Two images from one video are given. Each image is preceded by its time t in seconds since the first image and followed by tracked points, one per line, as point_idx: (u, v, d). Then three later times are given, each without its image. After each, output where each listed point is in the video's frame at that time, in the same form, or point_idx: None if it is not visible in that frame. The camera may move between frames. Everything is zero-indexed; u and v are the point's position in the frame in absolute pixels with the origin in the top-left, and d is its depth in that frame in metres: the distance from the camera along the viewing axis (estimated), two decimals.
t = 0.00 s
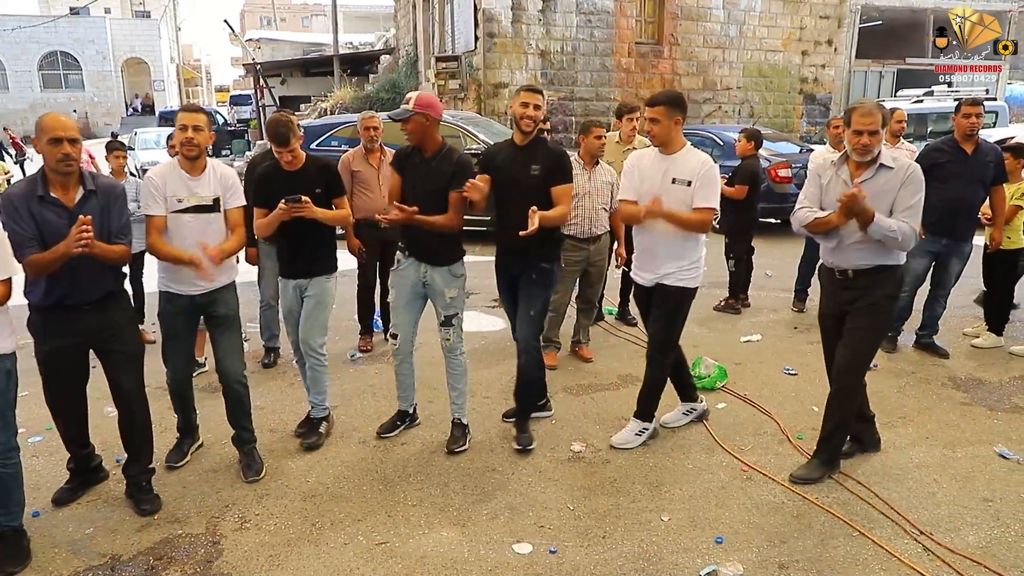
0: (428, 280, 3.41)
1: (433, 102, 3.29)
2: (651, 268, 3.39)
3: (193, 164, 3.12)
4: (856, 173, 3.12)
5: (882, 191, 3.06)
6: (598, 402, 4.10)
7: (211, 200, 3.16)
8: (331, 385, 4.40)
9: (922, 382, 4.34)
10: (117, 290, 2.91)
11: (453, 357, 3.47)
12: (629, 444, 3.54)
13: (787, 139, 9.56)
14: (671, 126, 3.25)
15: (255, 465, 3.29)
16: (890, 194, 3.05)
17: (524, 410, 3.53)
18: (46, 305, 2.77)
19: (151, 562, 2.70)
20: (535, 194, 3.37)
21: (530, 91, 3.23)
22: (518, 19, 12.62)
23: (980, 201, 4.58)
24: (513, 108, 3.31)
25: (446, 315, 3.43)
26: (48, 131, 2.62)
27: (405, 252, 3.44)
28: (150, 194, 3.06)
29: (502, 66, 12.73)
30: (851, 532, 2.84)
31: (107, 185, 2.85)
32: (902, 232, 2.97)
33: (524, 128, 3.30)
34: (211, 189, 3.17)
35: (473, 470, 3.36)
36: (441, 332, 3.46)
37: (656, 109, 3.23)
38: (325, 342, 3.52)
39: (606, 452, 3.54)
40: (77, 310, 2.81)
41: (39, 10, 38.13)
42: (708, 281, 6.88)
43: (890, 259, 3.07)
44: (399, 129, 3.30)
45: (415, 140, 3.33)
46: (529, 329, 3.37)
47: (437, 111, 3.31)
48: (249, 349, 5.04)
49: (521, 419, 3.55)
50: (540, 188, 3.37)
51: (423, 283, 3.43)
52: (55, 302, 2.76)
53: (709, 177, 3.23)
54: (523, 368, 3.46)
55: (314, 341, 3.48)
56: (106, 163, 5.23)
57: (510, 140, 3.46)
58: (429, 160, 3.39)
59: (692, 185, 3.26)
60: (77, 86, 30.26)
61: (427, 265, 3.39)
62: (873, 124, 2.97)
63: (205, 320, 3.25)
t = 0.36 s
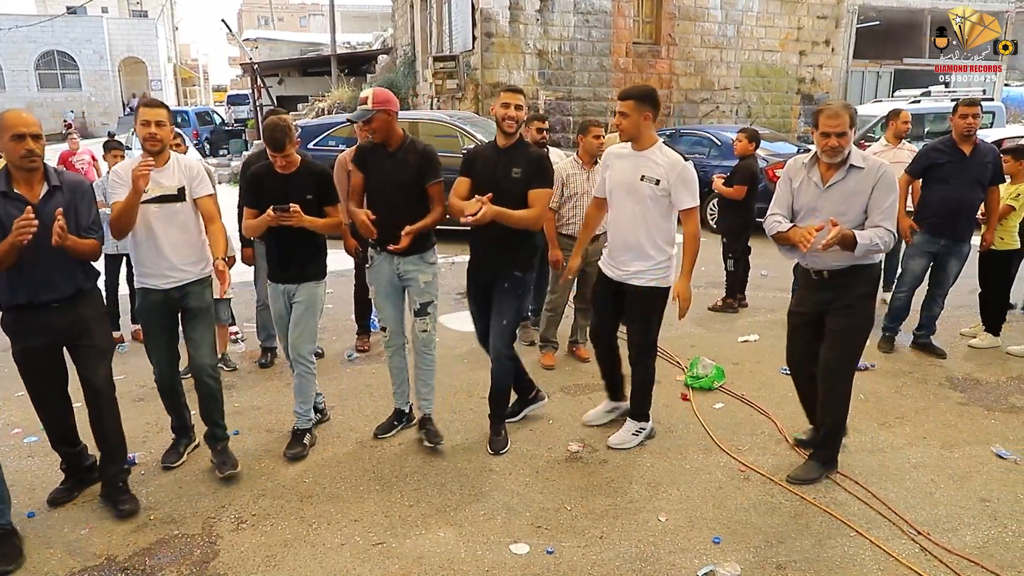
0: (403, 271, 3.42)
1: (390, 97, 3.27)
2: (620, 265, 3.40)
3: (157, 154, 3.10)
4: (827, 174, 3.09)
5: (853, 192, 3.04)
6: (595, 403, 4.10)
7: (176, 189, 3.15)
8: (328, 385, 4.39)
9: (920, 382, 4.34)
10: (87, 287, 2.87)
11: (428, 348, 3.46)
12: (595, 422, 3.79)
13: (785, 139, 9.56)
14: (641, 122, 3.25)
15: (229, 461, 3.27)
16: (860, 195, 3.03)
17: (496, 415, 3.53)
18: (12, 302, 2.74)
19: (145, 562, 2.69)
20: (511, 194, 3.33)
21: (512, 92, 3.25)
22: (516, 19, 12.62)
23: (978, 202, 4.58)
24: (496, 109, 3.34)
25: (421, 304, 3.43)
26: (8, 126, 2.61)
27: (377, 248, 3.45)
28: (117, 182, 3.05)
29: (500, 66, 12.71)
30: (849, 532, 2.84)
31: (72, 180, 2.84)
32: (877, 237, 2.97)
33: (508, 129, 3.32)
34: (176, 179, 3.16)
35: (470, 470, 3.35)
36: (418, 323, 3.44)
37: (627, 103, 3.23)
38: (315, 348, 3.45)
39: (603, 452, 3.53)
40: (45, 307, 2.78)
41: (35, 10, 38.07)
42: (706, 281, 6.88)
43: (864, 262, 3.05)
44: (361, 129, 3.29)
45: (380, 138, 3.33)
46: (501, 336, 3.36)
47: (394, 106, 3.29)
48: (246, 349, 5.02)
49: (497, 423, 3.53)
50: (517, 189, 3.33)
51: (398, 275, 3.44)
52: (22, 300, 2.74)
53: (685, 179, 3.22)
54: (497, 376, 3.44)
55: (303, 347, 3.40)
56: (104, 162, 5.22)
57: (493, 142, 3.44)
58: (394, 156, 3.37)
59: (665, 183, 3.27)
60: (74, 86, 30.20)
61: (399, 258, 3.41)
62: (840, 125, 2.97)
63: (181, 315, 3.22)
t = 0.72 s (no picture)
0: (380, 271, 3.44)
1: (367, 102, 3.28)
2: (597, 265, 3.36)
3: (154, 160, 3.06)
4: (805, 169, 3.18)
5: (828, 184, 3.11)
6: (594, 403, 4.09)
7: (172, 196, 3.12)
8: (327, 385, 4.38)
9: (918, 382, 4.34)
10: (70, 294, 2.84)
11: (384, 350, 3.43)
12: (544, 418, 3.84)
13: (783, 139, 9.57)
14: (612, 120, 3.27)
15: (203, 469, 3.23)
16: (837, 187, 3.10)
17: (495, 415, 3.51)
18: None
19: (144, 563, 2.69)
20: (495, 194, 3.34)
21: (485, 89, 3.21)
22: (514, 19, 12.61)
23: (978, 201, 4.58)
24: (471, 108, 3.29)
25: (388, 303, 3.41)
26: None
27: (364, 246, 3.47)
28: (114, 190, 3.01)
29: (498, 66, 12.70)
30: (849, 532, 2.83)
31: (59, 185, 2.79)
32: (848, 220, 3.03)
33: (485, 127, 3.26)
34: (172, 185, 3.12)
35: (470, 470, 3.35)
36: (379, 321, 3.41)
37: (601, 102, 3.23)
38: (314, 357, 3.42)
39: (603, 452, 3.53)
40: (28, 314, 2.74)
41: (32, 10, 38.00)
42: (705, 280, 6.88)
43: (842, 251, 3.16)
44: (336, 132, 3.31)
45: (353, 143, 3.35)
46: (494, 337, 3.39)
47: (372, 110, 3.31)
48: (244, 350, 5.01)
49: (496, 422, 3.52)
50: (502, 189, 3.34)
51: (375, 274, 3.46)
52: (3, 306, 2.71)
53: (652, 176, 3.23)
54: (491, 378, 3.45)
55: (302, 355, 3.38)
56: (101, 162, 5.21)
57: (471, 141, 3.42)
58: (376, 157, 3.38)
59: (636, 181, 3.26)
60: (71, 86, 30.15)
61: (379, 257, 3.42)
62: (817, 121, 3.04)
63: (175, 320, 3.20)
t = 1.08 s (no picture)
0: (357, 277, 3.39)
1: (355, 107, 3.22)
2: (559, 260, 3.38)
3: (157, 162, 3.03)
4: (785, 161, 3.25)
5: (811, 175, 3.18)
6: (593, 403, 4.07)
7: (175, 197, 3.09)
8: (323, 385, 4.36)
9: (918, 381, 4.32)
10: (55, 301, 2.78)
11: (357, 358, 3.41)
12: (541, 420, 3.82)
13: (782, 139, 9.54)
14: (572, 117, 3.28)
15: (199, 473, 3.20)
16: (818, 177, 3.17)
17: (494, 413, 3.52)
18: None
19: (139, 564, 2.67)
20: (459, 194, 3.29)
21: (451, 88, 3.24)
22: (513, 18, 12.59)
23: (975, 199, 4.57)
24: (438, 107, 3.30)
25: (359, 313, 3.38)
26: None
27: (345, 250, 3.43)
28: (113, 192, 2.97)
29: (497, 65, 12.68)
30: (848, 532, 2.82)
31: (46, 189, 2.75)
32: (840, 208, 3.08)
33: (453, 126, 3.28)
34: (174, 186, 3.08)
35: (468, 471, 3.33)
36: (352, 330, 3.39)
37: (559, 101, 3.22)
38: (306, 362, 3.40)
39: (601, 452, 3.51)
40: (12, 320, 2.68)
41: (31, 10, 37.96)
42: (704, 280, 6.86)
43: (822, 239, 3.20)
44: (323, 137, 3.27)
45: (340, 148, 3.32)
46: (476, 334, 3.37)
47: (360, 116, 3.26)
48: (241, 350, 4.99)
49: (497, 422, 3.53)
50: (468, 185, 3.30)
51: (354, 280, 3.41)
52: None
53: (609, 165, 3.30)
54: (484, 378, 3.44)
55: (294, 359, 3.36)
56: (99, 162, 5.20)
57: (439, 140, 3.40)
58: (359, 162, 3.34)
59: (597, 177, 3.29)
60: (70, 86, 30.12)
61: (358, 264, 3.37)
62: (797, 113, 3.10)
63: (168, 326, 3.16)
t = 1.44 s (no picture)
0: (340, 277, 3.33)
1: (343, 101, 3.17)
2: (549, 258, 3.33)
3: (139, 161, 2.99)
4: (777, 158, 3.16)
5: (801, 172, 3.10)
6: (597, 402, 4.01)
7: (157, 198, 3.05)
8: (324, 383, 4.32)
9: (930, 382, 4.23)
10: (40, 295, 2.75)
11: (351, 359, 3.36)
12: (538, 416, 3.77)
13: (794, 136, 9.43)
14: (553, 111, 3.23)
15: (197, 471, 3.16)
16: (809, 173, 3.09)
17: (458, 407, 3.45)
18: None
19: (133, 562, 2.63)
20: (436, 187, 3.29)
21: (420, 78, 3.17)
22: (522, 15, 12.53)
23: (982, 196, 4.48)
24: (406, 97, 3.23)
25: (348, 314, 3.32)
26: None
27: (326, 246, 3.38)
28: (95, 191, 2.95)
29: (506, 63, 12.61)
30: (856, 535, 2.74)
31: (24, 181, 2.68)
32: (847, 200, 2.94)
33: (422, 117, 3.23)
34: (156, 187, 3.05)
35: (468, 470, 3.27)
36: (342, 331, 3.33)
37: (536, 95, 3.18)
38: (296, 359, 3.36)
39: (604, 452, 3.45)
40: None
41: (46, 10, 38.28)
42: (713, 279, 6.77)
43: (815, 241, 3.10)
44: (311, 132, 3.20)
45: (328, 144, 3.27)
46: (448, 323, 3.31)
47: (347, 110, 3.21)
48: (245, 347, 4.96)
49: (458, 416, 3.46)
50: (444, 177, 3.29)
51: (336, 280, 3.35)
52: None
53: (591, 160, 3.26)
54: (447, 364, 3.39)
55: (283, 357, 3.32)
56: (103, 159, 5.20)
57: (410, 131, 3.38)
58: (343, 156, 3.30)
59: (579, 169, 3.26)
60: (84, 85, 30.34)
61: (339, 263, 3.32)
62: (785, 109, 3.01)
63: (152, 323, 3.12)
